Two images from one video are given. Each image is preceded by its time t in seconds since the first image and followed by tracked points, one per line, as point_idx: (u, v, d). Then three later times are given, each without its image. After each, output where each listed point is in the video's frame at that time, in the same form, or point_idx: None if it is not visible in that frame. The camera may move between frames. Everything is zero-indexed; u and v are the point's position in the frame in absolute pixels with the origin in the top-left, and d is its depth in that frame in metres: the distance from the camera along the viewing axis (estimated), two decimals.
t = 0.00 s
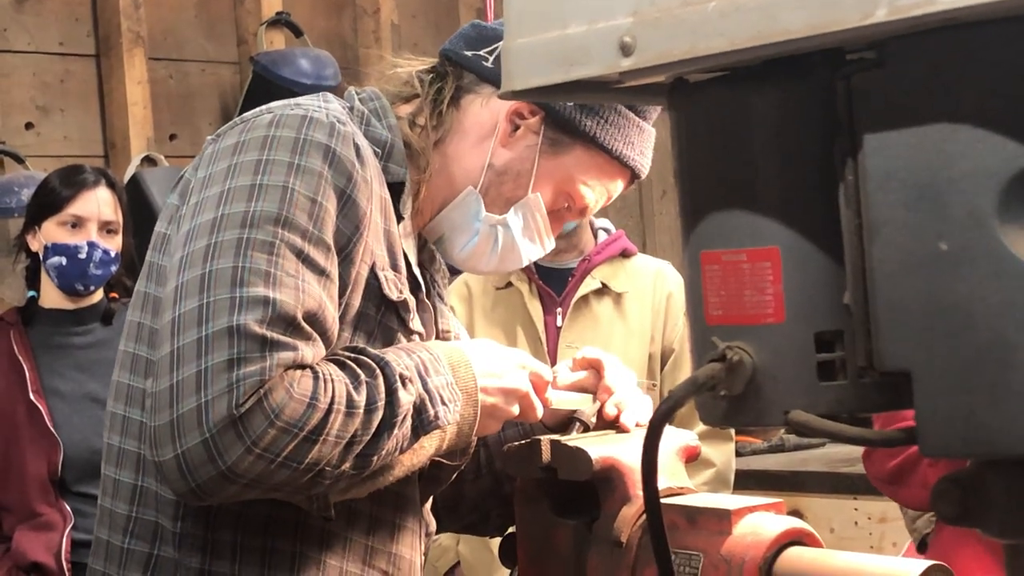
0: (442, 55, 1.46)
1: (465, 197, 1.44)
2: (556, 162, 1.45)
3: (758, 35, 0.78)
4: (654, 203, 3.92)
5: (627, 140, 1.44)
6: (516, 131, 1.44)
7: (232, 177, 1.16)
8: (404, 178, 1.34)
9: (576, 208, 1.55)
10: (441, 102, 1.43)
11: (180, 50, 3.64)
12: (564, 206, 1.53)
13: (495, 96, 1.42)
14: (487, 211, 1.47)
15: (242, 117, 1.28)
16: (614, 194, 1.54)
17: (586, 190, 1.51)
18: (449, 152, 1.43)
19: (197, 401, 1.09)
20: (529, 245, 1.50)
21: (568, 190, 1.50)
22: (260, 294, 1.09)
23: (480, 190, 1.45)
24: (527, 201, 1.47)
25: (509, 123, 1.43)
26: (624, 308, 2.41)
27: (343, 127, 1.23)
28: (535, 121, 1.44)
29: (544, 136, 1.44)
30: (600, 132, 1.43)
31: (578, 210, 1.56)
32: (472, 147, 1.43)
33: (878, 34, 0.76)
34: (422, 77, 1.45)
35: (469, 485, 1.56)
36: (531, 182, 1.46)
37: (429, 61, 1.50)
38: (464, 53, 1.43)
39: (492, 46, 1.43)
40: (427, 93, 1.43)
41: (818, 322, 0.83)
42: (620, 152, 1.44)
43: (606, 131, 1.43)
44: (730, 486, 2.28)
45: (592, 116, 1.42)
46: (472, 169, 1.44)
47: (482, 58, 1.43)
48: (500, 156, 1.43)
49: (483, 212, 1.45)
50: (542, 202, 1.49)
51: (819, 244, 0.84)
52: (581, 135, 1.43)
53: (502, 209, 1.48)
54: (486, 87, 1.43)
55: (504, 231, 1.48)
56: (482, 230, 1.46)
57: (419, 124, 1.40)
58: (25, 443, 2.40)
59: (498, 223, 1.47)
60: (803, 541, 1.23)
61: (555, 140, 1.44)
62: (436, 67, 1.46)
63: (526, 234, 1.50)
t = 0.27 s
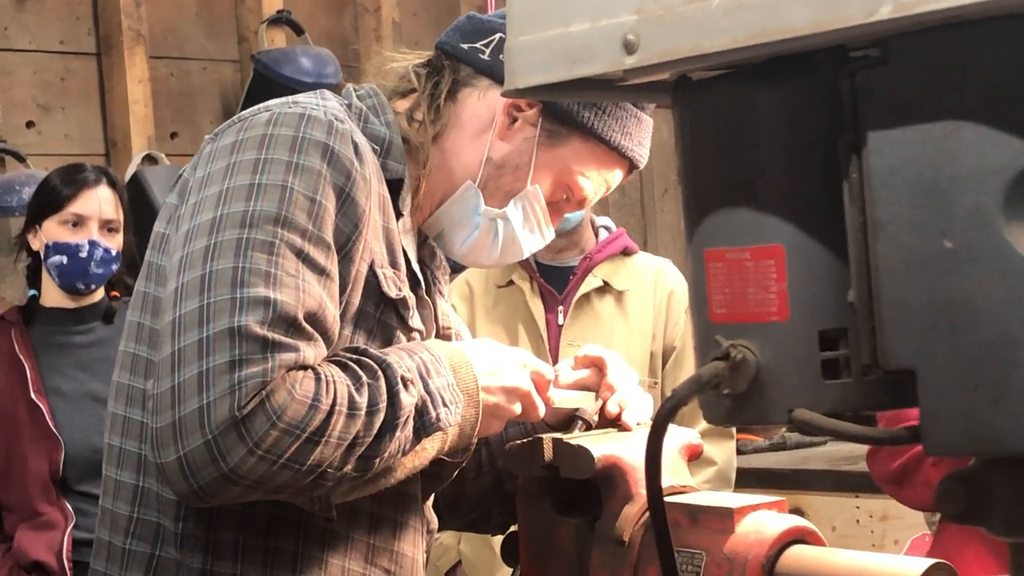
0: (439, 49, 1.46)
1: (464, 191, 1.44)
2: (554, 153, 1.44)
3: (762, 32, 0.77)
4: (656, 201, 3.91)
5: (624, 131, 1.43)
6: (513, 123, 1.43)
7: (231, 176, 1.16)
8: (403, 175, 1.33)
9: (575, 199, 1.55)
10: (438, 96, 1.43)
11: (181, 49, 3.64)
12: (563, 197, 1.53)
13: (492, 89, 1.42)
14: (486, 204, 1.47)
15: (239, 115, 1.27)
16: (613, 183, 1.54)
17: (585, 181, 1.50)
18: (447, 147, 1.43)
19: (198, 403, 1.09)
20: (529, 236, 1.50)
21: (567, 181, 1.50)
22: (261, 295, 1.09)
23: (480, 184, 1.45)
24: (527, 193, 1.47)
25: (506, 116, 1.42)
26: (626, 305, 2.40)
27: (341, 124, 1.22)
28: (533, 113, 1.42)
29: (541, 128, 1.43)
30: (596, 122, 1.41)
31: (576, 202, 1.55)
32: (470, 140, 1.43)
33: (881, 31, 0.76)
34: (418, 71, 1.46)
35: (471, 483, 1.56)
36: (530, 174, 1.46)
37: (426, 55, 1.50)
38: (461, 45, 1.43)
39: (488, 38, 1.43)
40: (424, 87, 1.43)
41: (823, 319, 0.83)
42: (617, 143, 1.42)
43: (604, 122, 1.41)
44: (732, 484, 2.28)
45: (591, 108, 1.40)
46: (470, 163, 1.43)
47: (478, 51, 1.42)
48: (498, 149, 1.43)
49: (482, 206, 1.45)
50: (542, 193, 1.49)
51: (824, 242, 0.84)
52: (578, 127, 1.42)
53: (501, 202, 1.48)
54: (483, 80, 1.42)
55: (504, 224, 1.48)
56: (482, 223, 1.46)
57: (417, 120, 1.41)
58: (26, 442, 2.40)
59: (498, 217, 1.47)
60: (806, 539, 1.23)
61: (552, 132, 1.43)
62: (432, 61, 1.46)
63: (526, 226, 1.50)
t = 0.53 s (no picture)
0: (441, 48, 1.46)
1: (465, 190, 1.44)
2: (555, 152, 1.44)
3: (762, 30, 0.77)
4: (656, 200, 3.91)
5: (626, 131, 1.43)
6: (515, 122, 1.43)
7: (230, 175, 1.16)
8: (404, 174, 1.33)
9: (577, 198, 1.55)
10: (440, 95, 1.42)
11: (181, 48, 3.64)
12: (564, 196, 1.54)
13: (494, 88, 1.42)
14: (488, 203, 1.47)
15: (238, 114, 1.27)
16: (615, 183, 1.54)
17: (586, 180, 1.51)
18: (449, 146, 1.43)
19: (198, 402, 1.09)
20: (530, 234, 1.50)
21: (568, 180, 1.50)
22: (260, 293, 1.09)
23: (481, 182, 1.45)
24: (528, 192, 1.47)
25: (508, 115, 1.42)
26: (625, 304, 2.40)
27: (340, 122, 1.22)
28: (534, 112, 1.43)
29: (543, 127, 1.43)
30: (599, 122, 1.41)
31: (578, 201, 1.56)
32: (472, 139, 1.43)
33: (880, 30, 0.76)
34: (420, 70, 1.45)
35: (472, 482, 1.56)
36: (531, 173, 1.46)
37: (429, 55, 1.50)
38: (462, 45, 1.43)
39: (490, 37, 1.43)
40: (426, 86, 1.43)
41: (823, 318, 0.83)
42: (618, 143, 1.43)
43: (606, 122, 1.41)
44: (732, 482, 2.28)
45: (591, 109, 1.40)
46: (472, 162, 1.43)
47: (480, 50, 1.42)
48: (499, 148, 1.43)
49: (483, 205, 1.45)
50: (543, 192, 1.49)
51: (824, 241, 0.84)
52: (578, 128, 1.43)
53: (502, 201, 1.48)
54: (484, 80, 1.42)
55: (506, 224, 1.48)
56: (483, 222, 1.47)
57: (418, 119, 1.40)
58: (27, 442, 2.40)
59: (499, 216, 1.47)
60: (807, 538, 1.23)
61: (554, 131, 1.43)
62: (434, 60, 1.46)
63: (526, 224, 1.50)
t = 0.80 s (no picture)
0: (443, 48, 1.45)
1: (468, 185, 1.44)
2: (559, 149, 1.45)
3: (760, 30, 0.77)
4: (656, 198, 3.91)
5: (629, 126, 1.43)
6: (519, 120, 1.43)
7: (245, 179, 1.16)
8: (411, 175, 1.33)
9: (582, 196, 1.55)
10: (444, 95, 1.41)
11: (180, 47, 3.64)
12: (570, 194, 1.54)
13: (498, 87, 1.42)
14: (491, 200, 1.47)
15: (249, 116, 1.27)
16: (619, 180, 1.54)
17: (590, 177, 1.51)
18: (454, 145, 1.42)
19: (216, 405, 1.09)
20: (532, 233, 1.51)
21: (573, 177, 1.50)
22: (277, 295, 1.09)
23: (484, 179, 1.45)
24: (531, 189, 1.47)
25: (512, 113, 1.42)
26: (623, 303, 2.40)
27: (353, 125, 1.22)
28: (538, 110, 1.43)
29: (547, 125, 1.44)
30: (602, 118, 1.42)
31: (583, 198, 1.55)
32: (476, 137, 1.42)
33: (878, 29, 0.76)
34: (425, 70, 1.44)
35: (472, 482, 1.56)
36: (536, 170, 1.46)
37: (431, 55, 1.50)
38: (465, 44, 1.43)
39: (492, 36, 1.43)
40: (431, 86, 1.42)
41: (821, 317, 0.83)
42: (621, 138, 1.43)
43: (609, 118, 1.41)
44: (731, 481, 2.28)
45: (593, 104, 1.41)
46: (476, 159, 1.43)
47: (483, 49, 1.42)
48: (504, 145, 1.43)
49: (486, 202, 1.45)
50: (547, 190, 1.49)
51: (822, 240, 0.84)
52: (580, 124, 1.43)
53: (505, 198, 1.48)
54: (488, 78, 1.42)
55: (508, 220, 1.48)
56: (485, 219, 1.47)
57: (424, 118, 1.40)
58: (28, 442, 2.40)
59: (502, 213, 1.47)
60: (807, 537, 1.23)
61: (558, 128, 1.44)
62: (438, 60, 1.45)
63: (529, 221, 1.50)
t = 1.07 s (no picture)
0: (460, 48, 1.44)
1: (483, 187, 1.44)
2: (574, 151, 1.42)
3: (757, 29, 0.77)
4: (655, 197, 3.91)
5: (646, 130, 1.38)
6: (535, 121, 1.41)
7: (262, 180, 1.16)
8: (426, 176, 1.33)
9: (597, 199, 1.53)
10: (460, 95, 1.41)
11: (178, 47, 3.64)
12: (584, 196, 1.52)
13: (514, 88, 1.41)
14: (506, 201, 1.47)
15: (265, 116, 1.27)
16: (635, 183, 1.51)
17: (605, 180, 1.48)
18: (470, 145, 1.43)
19: (236, 407, 1.09)
20: (548, 235, 1.51)
21: (588, 180, 1.47)
22: (295, 298, 1.09)
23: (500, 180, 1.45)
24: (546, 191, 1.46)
25: (528, 114, 1.41)
26: (622, 302, 2.41)
27: (368, 126, 1.21)
28: (554, 111, 1.41)
29: (562, 126, 1.41)
30: (617, 120, 1.37)
31: (598, 200, 1.53)
32: (492, 138, 1.42)
33: (875, 28, 0.76)
34: (441, 71, 1.43)
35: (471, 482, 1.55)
36: (550, 172, 1.44)
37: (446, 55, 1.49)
38: (482, 45, 1.41)
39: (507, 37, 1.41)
40: (447, 86, 1.41)
41: (819, 316, 0.83)
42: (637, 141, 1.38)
43: (624, 120, 1.37)
44: (730, 479, 2.28)
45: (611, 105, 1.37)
46: (491, 160, 1.43)
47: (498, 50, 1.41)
48: (519, 146, 1.42)
49: (502, 203, 1.45)
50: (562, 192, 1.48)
51: (820, 239, 0.84)
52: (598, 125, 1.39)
53: (521, 199, 1.47)
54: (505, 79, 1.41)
55: (524, 222, 1.48)
56: (501, 219, 1.47)
57: (440, 119, 1.40)
58: (27, 442, 2.40)
59: (518, 214, 1.47)
60: (806, 536, 1.23)
61: (573, 130, 1.41)
62: (454, 60, 1.44)
63: (544, 221, 1.50)
